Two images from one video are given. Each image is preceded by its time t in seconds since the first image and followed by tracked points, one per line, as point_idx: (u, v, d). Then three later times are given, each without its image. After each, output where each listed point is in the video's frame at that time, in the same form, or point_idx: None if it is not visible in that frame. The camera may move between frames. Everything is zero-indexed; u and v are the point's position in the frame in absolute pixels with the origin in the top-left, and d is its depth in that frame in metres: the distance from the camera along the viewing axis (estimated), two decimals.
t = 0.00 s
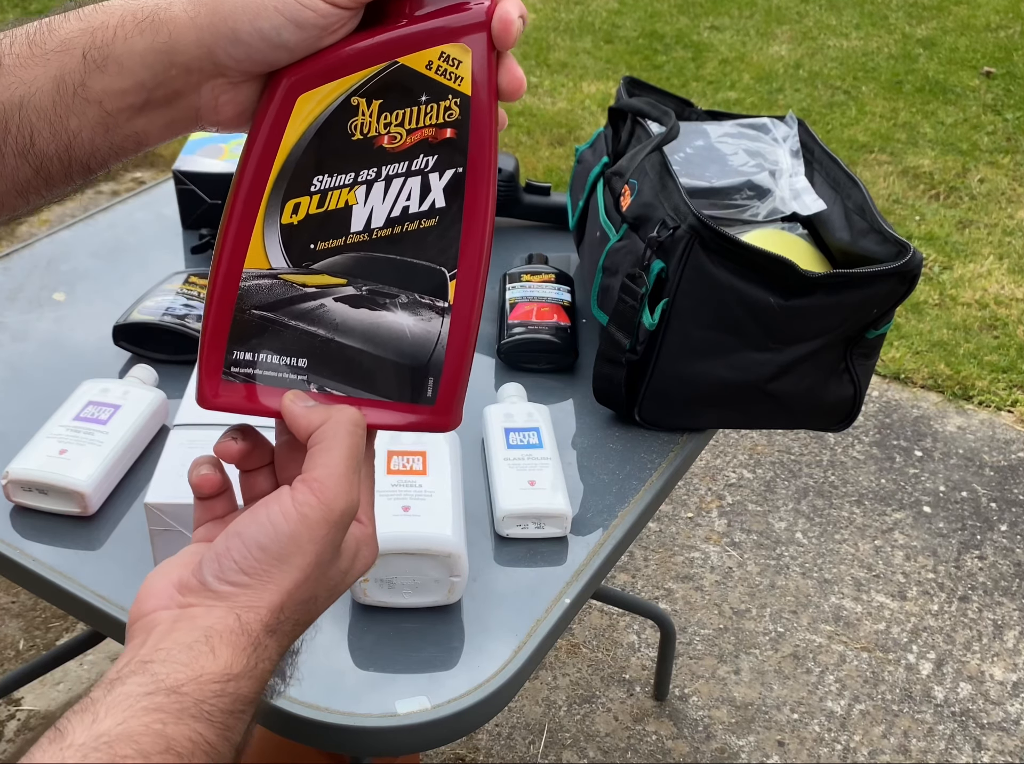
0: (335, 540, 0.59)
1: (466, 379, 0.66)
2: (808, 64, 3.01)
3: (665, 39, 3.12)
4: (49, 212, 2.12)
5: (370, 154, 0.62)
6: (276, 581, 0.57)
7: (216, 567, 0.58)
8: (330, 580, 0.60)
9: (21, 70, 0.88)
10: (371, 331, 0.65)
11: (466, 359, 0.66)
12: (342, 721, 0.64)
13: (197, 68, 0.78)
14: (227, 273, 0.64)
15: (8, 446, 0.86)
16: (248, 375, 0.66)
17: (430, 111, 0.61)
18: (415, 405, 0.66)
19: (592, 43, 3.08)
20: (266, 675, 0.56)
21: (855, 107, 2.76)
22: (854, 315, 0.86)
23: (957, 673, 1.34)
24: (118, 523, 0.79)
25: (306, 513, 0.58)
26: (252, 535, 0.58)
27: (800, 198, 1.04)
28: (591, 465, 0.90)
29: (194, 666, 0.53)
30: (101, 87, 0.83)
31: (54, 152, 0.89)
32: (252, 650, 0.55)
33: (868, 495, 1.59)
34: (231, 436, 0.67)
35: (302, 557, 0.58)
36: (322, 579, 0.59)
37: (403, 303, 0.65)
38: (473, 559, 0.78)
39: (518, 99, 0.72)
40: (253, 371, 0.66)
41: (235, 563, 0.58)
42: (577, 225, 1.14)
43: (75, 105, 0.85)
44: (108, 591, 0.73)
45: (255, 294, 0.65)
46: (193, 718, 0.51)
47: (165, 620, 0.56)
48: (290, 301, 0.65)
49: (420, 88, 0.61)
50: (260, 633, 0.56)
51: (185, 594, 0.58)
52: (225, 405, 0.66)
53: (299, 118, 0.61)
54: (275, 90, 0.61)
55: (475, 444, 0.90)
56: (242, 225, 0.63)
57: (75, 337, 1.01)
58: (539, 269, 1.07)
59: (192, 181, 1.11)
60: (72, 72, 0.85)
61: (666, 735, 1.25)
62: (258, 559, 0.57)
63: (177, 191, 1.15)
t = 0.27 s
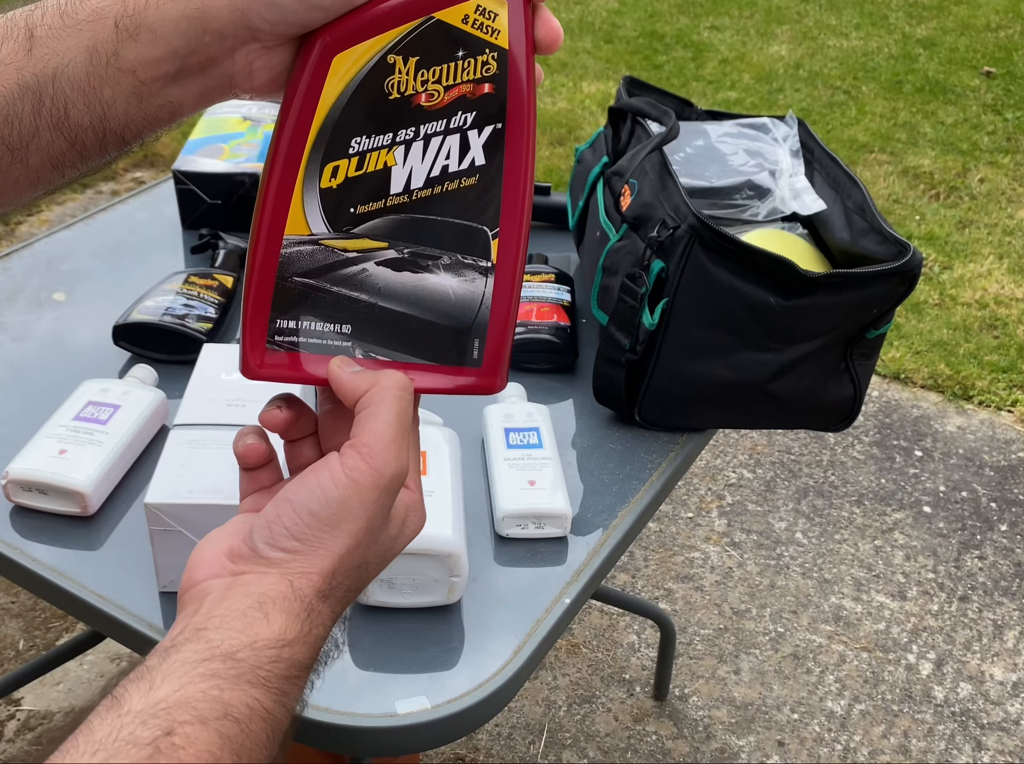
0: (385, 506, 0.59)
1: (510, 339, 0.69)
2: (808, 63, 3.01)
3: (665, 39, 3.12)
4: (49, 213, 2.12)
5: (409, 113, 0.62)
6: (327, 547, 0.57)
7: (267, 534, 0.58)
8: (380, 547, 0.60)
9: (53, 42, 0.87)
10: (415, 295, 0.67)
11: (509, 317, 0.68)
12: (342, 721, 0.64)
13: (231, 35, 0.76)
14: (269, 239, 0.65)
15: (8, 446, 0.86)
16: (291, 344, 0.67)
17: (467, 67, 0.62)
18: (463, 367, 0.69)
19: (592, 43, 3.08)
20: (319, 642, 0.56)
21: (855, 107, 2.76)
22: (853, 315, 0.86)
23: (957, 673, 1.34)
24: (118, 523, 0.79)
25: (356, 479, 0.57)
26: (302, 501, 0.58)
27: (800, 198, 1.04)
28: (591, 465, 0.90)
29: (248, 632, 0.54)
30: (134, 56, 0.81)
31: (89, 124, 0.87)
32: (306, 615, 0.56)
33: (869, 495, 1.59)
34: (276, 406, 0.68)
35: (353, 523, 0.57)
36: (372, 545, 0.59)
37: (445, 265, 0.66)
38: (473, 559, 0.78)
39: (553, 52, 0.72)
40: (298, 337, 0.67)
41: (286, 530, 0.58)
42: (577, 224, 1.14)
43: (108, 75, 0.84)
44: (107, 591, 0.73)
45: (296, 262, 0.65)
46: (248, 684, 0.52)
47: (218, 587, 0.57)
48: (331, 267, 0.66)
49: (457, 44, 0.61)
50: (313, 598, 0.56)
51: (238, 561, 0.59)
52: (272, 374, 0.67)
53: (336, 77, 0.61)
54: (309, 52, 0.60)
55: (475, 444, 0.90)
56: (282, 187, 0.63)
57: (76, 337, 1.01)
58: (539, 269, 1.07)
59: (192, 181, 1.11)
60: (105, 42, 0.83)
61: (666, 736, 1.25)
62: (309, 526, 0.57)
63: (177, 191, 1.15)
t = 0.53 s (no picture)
0: (392, 506, 0.59)
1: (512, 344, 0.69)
2: (808, 63, 3.00)
3: (665, 39, 3.12)
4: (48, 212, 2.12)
5: (417, 123, 0.63)
6: (336, 547, 0.57)
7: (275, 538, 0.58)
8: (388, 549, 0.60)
9: (74, 53, 0.85)
10: (422, 298, 0.67)
11: (512, 322, 0.68)
12: (342, 721, 0.64)
13: (247, 48, 0.77)
14: (280, 244, 0.65)
15: (8, 446, 0.86)
16: (298, 345, 0.67)
17: (474, 80, 0.63)
18: (467, 370, 0.68)
19: (592, 43, 3.08)
20: (330, 641, 0.56)
21: (855, 107, 2.76)
22: (853, 315, 0.86)
23: (957, 673, 1.34)
24: (118, 523, 0.79)
25: (363, 478, 0.57)
26: (310, 502, 0.57)
27: (800, 198, 1.04)
28: (591, 465, 0.90)
29: (261, 632, 0.53)
30: (153, 68, 0.81)
31: (108, 135, 0.87)
32: (318, 616, 0.55)
33: (869, 495, 1.59)
34: (281, 413, 0.68)
35: (361, 524, 0.57)
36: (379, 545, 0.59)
37: (452, 269, 0.67)
38: (473, 559, 0.78)
39: (553, 71, 0.75)
40: (305, 340, 0.67)
41: (294, 532, 0.57)
42: (577, 225, 1.14)
43: (128, 87, 0.83)
44: (108, 591, 0.73)
45: (308, 265, 0.66)
46: (263, 682, 0.52)
47: (229, 591, 0.57)
48: (340, 271, 0.66)
49: (464, 57, 0.63)
50: (324, 599, 0.56)
51: (247, 565, 0.58)
52: (279, 376, 0.66)
53: (349, 88, 0.63)
54: (323, 62, 0.62)
55: (475, 444, 0.90)
56: (293, 194, 0.64)
57: (77, 337, 1.01)
58: (539, 269, 1.07)
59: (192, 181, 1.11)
60: (125, 54, 0.82)
61: (666, 736, 1.25)
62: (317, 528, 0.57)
63: (177, 191, 1.15)
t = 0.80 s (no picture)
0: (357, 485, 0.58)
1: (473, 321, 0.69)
2: (808, 63, 3.00)
3: (665, 39, 3.12)
4: (48, 213, 2.12)
5: (376, 103, 0.64)
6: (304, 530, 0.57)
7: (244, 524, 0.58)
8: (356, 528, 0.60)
9: (37, 38, 0.86)
10: (382, 276, 0.67)
11: (473, 298, 0.69)
12: (342, 721, 0.64)
13: (206, 30, 0.78)
14: (241, 223, 0.65)
15: (8, 445, 0.86)
16: (260, 324, 0.67)
17: (431, 60, 0.64)
18: (428, 348, 0.69)
19: (592, 43, 3.08)
20: (303, 621, 0.56)
21: (855, 107, 2.76)
22: (853, 315, 0.86)
23: (957, 673, 1.34)
24: (117, 523, 0.79)
25: (325, 459, 0.57)
26: (275, 486, 0.57)
27: (800, 198, 1.04)
28: (592, 465, 0.90)
29: (236, 614, 0.54)
30: (114, 51, 0.82)
31: (71, 119, 0.87)
32: (290, 597, 0.55)
33: (869, 495, 1.59)
34: (243, 394, 0.69)
35: (327, 504, 0.57)
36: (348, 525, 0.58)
37: (411, 247, 0.67)
38: (473, 559, 0.78)
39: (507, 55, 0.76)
40: (267, 320, 0.67)
41: (262, 516, 0.57)
42: (577, 225, 1.14)
43: (90, 70, 0.84)
44: (107, 591, 0.73)
45: (268, 244, 0.66)
46: (239, 662, 0.52)
47: (202, 576, 0.57)
48: (300, 250, 0.66)
49: (421, 38, 0.64)
50: (296, 580, 0.56)
51: (217, 551, 0.58)
52: (241, 355, 0.67)
53: (307, 67, 0.63)
54: (281, 42, 0.63)
55: (475, 444, 0.90)
56: (253, 173, 0.65)
57: (76, 337, 1.01)
58: (539, 269, 1.07)
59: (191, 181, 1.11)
60: (86, 38, 0.83)
61: (666, 736, 1.25)
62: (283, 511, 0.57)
63: (177, 192, 1.15)
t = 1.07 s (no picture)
0: (323, 484, 0.59)
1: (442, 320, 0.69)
2: (808, 63, 3.00)
3: (665, 39, 3.12)
4: (49, 212, 2.12)
5: (342, 101, 0.64)
6: (270, 529, 0.57)
7: (211, 524, 0.58)
8: (323, 527, 0.60)
9: None
10: (351, 276, 0.68)
11: (442, 297, 0.69)
12: (342, 721, 0.64)
13: (170, 26, 0.77)
14: (207, 223, 0.66)
15: (9, 445, 0.86)
16: (226, 324, 0.67)
17: (398, 57, 0.64)
18: (397, 347, 0.69)
19: (592, 43, 3.08)
20: (270, 622, 0.56)
21: (854, 107, 2.76)
22: (854, 315, 0.86)
23: (957, 673, 1.34)
24: (117, 523, 0.78)
25: (292, 458, 0.57)
26: (243, 486, 0.57)
27: (800, 198, 1.04)
28: (592, 465, 0.90)
29: (200, 615, 0.53)
30: (76, 48, 0.82)
31: (34, 116, 0.87)
32: (256, 597, 0.55)
33: (868, 495, 1.59)
34: (212, 394, 0.69)
35: (294, 504, 0.57)
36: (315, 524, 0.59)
37: (380, 246, 0.67)
38: (473, 559, 0.78)
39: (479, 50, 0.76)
40: (234, 319, 0.67)
41: (229, 516, 0.57)
42: (577, 224, 1.14)
43: (52, 68, 0.84)
44: (107, 591, 0.73)
45: (234, 243, 0.66)
46: (204, 663, 0.51)
47: (169, 578, 0.57)
48: (268, 249, 0.67)
49: (388, 35, 0.63)
50: (262, 580, 0.56)
51: (184, 552, 0.58)
52: (208, 355, 0.67)
53: (272, 67, 0.63)
54: (245, 41, 0.63)
55: (475, 444, 0.90)
56: (219, 172, 0.65)
57: (77, 337, 1.01)
58: (539, 269, 1.07)
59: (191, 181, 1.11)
60: (47, 36, 0.84)
61: (666, 735, 1.25)
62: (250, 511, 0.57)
63: (177, 192, 1.14)
